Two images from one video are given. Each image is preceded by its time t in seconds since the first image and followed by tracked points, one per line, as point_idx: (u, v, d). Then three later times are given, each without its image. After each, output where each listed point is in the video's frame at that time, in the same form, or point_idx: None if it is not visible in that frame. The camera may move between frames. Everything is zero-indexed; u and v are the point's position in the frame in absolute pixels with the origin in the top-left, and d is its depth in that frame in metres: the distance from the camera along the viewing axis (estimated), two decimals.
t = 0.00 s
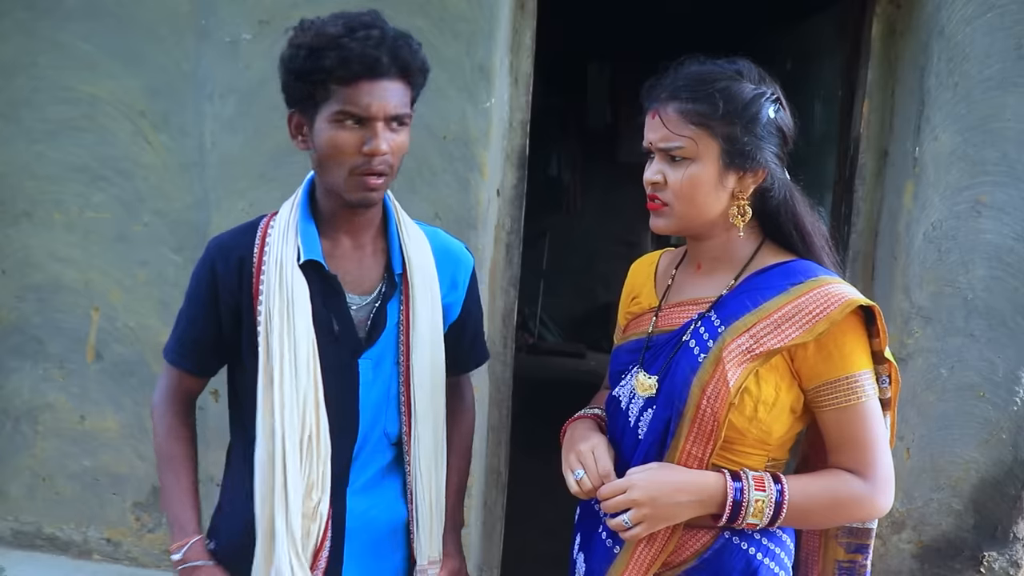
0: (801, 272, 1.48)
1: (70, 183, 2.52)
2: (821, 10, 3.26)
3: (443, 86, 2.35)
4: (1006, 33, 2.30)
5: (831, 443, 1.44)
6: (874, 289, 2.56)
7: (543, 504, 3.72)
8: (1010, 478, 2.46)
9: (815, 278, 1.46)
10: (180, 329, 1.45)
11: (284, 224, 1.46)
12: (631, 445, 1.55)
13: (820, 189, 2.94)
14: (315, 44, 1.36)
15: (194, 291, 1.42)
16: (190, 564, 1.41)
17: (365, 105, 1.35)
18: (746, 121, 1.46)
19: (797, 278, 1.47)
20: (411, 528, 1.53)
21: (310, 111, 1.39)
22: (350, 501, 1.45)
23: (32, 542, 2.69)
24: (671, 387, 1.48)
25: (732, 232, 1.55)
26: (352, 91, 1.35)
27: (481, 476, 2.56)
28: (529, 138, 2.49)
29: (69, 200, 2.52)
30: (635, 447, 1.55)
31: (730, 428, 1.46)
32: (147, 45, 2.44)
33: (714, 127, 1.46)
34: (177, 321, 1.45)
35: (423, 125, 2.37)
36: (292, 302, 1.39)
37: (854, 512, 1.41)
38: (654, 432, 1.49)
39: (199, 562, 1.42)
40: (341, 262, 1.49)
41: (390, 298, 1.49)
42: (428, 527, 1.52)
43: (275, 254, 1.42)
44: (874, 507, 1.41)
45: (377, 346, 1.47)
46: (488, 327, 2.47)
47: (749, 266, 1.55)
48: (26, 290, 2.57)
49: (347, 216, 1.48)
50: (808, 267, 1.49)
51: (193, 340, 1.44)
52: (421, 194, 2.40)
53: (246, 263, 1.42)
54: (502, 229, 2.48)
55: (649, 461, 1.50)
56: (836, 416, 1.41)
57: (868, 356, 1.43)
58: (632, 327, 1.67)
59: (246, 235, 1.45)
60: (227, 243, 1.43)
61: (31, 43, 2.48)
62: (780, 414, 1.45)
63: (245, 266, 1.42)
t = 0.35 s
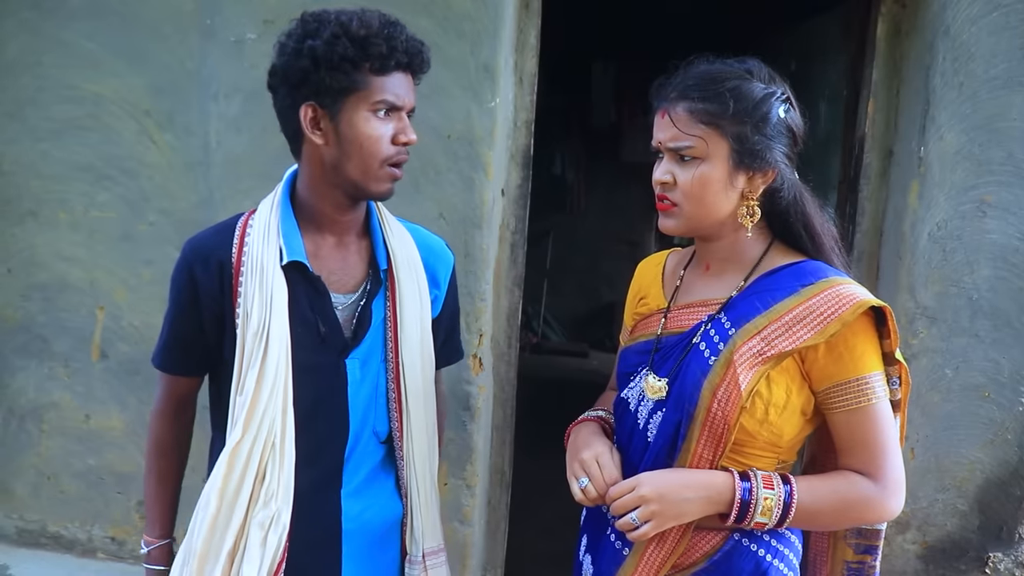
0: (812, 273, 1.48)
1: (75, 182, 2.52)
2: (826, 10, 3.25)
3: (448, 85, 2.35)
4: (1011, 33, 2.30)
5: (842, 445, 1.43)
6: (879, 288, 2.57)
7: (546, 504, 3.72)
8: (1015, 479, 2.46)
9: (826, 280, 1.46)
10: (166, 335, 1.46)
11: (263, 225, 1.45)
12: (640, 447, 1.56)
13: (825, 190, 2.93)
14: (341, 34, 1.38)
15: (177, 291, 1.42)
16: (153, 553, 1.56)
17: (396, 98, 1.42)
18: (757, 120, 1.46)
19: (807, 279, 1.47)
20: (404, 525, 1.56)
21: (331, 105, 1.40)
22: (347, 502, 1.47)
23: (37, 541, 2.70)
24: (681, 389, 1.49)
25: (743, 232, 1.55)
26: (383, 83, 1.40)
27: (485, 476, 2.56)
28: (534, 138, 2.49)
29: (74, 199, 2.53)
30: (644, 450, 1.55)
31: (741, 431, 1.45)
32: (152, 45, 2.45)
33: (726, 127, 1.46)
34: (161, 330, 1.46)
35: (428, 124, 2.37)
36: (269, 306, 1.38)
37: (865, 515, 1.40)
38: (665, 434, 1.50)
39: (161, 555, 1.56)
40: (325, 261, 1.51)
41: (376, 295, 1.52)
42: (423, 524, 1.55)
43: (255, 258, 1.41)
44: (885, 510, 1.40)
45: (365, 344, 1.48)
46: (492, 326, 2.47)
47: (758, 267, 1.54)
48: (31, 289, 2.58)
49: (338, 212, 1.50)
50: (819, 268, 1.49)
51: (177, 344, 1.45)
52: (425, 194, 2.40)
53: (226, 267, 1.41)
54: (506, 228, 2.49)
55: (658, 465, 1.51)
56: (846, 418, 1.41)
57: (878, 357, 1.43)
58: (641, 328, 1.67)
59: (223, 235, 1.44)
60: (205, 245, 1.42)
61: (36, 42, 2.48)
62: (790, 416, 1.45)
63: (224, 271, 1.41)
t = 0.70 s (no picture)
0: (810, 275, 1.48)
1: (73, 182, 2.51)
2: (825, 10, 3.25)
3: (447, 86, 2.35)
4: (1010, 33, 2.30)
5: (839, 448, 1.43)
6: (878, 288, 2.57)
7: (546, 504, 3.72)
8: (1013, 478, 2.47)
9: (824, 282, 1.46)
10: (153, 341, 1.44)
11: (255, 225, 1.44)
12: (637, 448, 1.56)
13: (824, 191, 2.94)
14: (333, 32, 1.38)
15: (166, 294, 1.40)
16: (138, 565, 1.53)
17: (389, 96, 1.42)
18: (754, 119, 1.46)
19: (805, 281, 1.47)
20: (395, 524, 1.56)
21: (323, 104, 1.40)
22: (340, 503, 1.48)
23: (36, 542, 2.69)
24: (677, 391, 1.49)
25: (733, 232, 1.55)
26: (376, 81, 1.40)
27: (485, 476, 2.56)
28: (533, 138, 2.49)
29: (73, 200, 2.52)
30: (641, 450, 1.55)
31: (737, 433, 1.46)
32: (150, 45, 2.44)
33: (723, 122, 1.46)
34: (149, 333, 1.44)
35: (427, 125, 2.37)
36: (265, 309, 1.38)
37: (863, 518, 1.40)
38: (661, 436, 1.50)
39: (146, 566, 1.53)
40: (315, 261, 1.51)
41: (366, 295, 1.51)
42: (416, 523, 1.55)
43: (247, 259, 1.40)
44: (884, 513, 1.40)
45: (356, 346, 1.48)
46: (491, 326, 2.47)
47: (756, 268, 1.54)
48: (30, 290, 2.57)
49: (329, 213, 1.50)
50: (817, 270, 1.49)
51: (164, 348, 1.43)
52: (424, 195, 2.40)
53: (217, 269, 1.41)
54: (505, 228, 2.49)
55: (655, 467, 1.51)
56: (843, 420, 1.41)
57: (876, 360, 1.42)
58: (639, 328, 1.67)
59: (214, 235, 1.43)
60: (196, 247, 1.41)
61: (35, 42, 2.48)
62: (787, 418, 1.45)
63: (216, 273, 1.40)
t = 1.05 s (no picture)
0: (808, 274, 1.48)
1: (72, 182, 2.51)
2: (823, 9, 3.25)
3: (446, 85, 2.35)
4: (1008, 31, 2.30)
5: (837, 447, 1.43)
6: (877, 287, 2.57)
7: (546, 504, 3.71)
8: (1012, 477, 2.47)
9: (823, 280, 1.46)
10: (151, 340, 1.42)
11: (254, 225, 1.44)
12: (636, 447, 1.56)
13: (823, 191, 2.94)
14: (276, 46, 1.35)
15: (164, 294, 1.38)
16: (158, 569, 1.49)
17: (326, 115, 1.34)
18: (757, 119, 1.47)
19: (803, 280, 1.47)
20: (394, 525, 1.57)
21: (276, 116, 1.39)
22: (341, 502, 1.48)
23: (35, 543, 2.69)
24: (675, 389, 1.49)
25: (744, 232, 1.55)
26: (314, 100, 1.33)
27: (484, 475, 2.56)
28: (532, 137, 2.49)
29: (72, 200, 2.52)
30: (639, 449, 1.55)
31: (734, 431, 1.46)
32: (149, 46, 2.44)
33: (729, 126, 1.46)
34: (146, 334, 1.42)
35: (426, 125, 2.37)
36: (266, 308, 1.38)
37: (860, 517, 1.40)
38: (659, 434, 1.50)
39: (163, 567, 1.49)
40: (314, 262, 1.50)
41: (365, 295, 1.52)
42: (414, 524, 1.56)
43: (247, 259, 1.39)
44: (882, 513, 1.40)
45: (355, 346, 1.48)
46: (491, 326, 2.47)
47: (755, 267, 1.54)
48: (29, 290, 2.57)
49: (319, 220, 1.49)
50: (816, 268, 1.49)
51: (164, 349, 1.41)
52: (423, 194, 2.40)
53: (217, 268, 1.39)
54: (504, 228, 2.49)
55: (653, 465, 1.51)
56: (841, 419, 1.41)
57: (875, 360, 1.42)
58: (639, 327, 1.68)
59: (212, 235, 1.42)
60: (195, 247, 1.40)
61: (34, 43, 2.48)
62: (785, 417, 1.45)
63: (216, 273, 1.39)
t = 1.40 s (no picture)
0: (806, 273, 1.48)
1: (70, 181, 2.51)
2: (822, 9, 3.25)
3: (445, 84, 2.35)
4: (1007, 32, 2.30)
5: (835, 447, 1.43)
6: (875, 286, 2.57)
7: (544, 504, 3.71)
8: (1010, 477, 2.47)
9: (821, 280, 1.46)
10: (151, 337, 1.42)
11: (254, 222, 1.44)
12: (634, 446, 1.56)
13: (821, 191, 2.94)
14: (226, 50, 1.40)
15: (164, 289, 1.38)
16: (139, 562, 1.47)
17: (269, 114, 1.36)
18: (750, 121, 1.46)
19: (802, 279, 1.47)
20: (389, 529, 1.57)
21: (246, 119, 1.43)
22: (333, 505, 1.47)
23: (32, 541, 2.69)
24: (673, 388, 1.48)
25: (738, 233, 1.55)
26: (257, 100, 1.36)
27: (482, 475, 2.55)
28: (531, 137, 2.49)
29: (70, 199, 2.52)
30: (638, 448, 1.55)
31: (732, 429, 1.46)
32: (148, 44, 2.44)
33: (721, 128, 1.46)
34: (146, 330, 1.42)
35: (425, 124, 2.37)
36: (264, 304, 1.38)
37: (859, 517, 1.40)
38: (657, 433, 1.50)
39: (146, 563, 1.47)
40: (315, 261, 1.51)
41: (365, 298, 1.52)
42: (409, 528, 1.57)
43: (247, 254, 1.40)
44: (880, 514, 1.40)
45: (354, 346, 1.48)
46: (489, 325, 2.47)
47: (753, 268, 1.54)
48: (27, 288, 2.57)
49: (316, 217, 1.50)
50: (814, 268, 1.49)
51: (165, 345, 1.40)
52: (422, 194, 2.40)
53: (217, 265, 1.40)
54: (503, 227, 2.49)
55: (651, 463, 1.51)
56: (839, 419, 1.41)
57: (874, 360, 1.42)
58: (638, 326, 1.68)
59: (213, 231, 1.42)
60: (197, 243, 1.40)
61: (32, 40, 2.47)
62: (783, 416, 1.45)
63: (216, 269, 1.39)
